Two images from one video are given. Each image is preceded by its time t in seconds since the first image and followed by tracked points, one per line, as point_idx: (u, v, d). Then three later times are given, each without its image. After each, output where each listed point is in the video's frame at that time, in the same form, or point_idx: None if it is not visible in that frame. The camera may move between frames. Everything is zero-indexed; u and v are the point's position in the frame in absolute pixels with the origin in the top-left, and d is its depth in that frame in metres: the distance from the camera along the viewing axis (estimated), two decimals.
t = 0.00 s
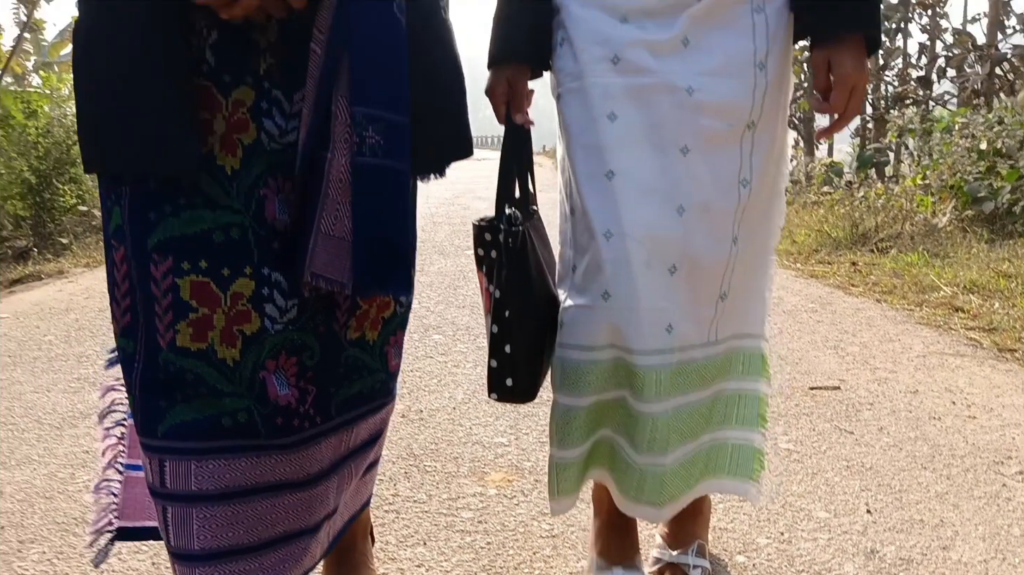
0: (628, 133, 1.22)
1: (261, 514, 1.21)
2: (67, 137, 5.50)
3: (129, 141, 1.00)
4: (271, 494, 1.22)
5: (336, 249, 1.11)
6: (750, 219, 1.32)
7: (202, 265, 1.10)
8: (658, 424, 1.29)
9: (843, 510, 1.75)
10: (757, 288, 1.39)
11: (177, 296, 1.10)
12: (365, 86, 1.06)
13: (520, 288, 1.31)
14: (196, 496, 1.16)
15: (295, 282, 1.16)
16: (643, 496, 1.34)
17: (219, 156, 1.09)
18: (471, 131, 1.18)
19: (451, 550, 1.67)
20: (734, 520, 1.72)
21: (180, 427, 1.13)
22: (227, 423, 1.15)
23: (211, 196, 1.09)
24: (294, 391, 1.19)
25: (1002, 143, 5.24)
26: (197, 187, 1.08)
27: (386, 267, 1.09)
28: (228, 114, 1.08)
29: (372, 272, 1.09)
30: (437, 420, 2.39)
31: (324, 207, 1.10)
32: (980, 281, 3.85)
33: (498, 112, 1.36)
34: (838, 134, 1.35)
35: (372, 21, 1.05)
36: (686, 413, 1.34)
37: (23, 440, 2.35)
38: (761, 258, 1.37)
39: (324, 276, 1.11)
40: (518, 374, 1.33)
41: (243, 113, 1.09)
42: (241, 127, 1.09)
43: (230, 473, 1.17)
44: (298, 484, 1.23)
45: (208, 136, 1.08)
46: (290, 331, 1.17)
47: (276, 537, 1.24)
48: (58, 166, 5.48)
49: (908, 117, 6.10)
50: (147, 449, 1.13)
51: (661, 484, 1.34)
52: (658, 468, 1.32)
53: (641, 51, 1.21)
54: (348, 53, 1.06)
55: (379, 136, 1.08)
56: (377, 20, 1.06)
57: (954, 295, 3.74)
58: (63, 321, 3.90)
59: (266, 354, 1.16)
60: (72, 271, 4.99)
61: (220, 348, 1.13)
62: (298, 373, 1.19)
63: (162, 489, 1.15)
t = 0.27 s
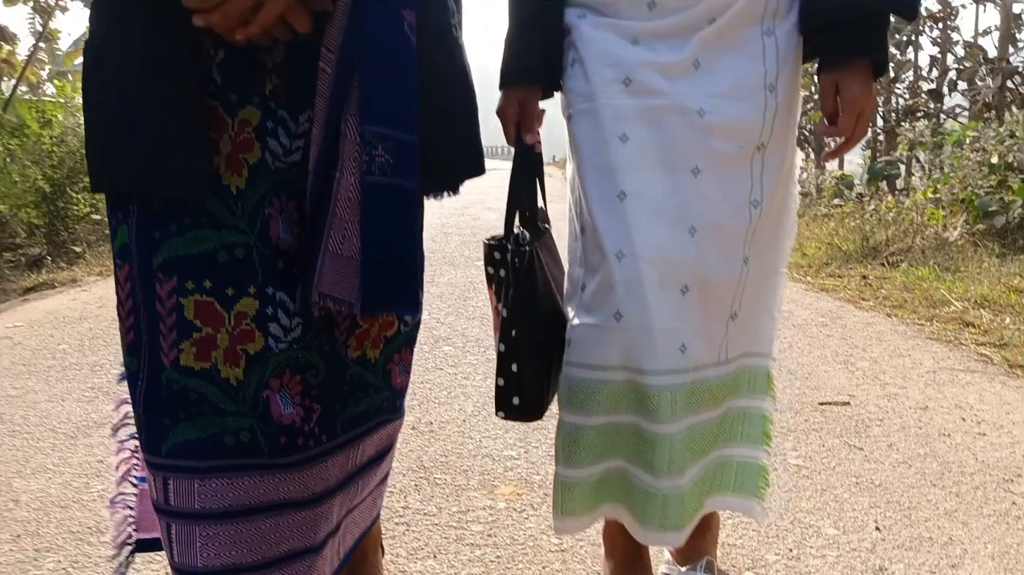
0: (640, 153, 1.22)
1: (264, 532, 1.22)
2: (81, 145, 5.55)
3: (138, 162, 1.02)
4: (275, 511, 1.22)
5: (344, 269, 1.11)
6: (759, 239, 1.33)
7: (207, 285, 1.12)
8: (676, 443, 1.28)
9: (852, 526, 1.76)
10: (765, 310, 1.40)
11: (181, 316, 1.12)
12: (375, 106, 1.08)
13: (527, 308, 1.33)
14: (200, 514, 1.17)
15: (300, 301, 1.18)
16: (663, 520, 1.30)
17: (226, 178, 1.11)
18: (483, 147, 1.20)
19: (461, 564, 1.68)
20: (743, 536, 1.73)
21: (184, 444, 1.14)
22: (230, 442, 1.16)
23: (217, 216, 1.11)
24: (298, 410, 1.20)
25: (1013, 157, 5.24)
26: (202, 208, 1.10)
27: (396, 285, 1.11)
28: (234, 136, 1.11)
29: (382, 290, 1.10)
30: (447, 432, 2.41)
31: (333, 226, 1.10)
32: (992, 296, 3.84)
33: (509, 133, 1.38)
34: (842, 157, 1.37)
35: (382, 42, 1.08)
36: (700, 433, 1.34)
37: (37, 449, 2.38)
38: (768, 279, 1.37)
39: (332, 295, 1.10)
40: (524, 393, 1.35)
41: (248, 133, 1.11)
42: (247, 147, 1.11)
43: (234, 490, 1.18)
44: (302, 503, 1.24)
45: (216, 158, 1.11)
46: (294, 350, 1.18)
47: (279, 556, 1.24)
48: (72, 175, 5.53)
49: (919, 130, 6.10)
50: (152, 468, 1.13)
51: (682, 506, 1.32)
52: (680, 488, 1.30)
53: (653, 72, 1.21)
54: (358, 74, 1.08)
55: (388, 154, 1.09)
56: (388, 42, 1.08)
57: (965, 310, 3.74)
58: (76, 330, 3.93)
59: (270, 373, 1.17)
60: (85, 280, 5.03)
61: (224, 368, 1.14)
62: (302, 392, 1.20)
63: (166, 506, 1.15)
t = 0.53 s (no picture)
0: (654, 176, 1.24)
1: (274, 553, 1.19)
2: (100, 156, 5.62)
3: (153, 187, 1.01)
4: (286, 532, 1.20)
5: (355, 292, 1.08)
6: (771, 260, 1.34)
7: (216, 307, 1.10)
8: (694, 465, 1.28)
9: (864, 543, 1.76)
10: (778, 330, 1.41)
11: (191, 337, 1.10)
12: (389, 125, 1.05)
13: (539, 330, 1.35)
14: (208, 534, 1.14)
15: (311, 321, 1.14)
16: (682, 546, 1.28)
17: (235, 200, 1.09)
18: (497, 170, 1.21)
19: None
20: (755, 552, 1.74)
21: (192, 466, 1.11)
22: (239, 463, 1.14)
23: (227, 238, 1.09)
24: (307, 431, 1.17)
25: None
26: (212, 228, 1.09)
27: (407, 309, 1.07)
28: (246, 157, 1.09)
29: (392, 314, 1.07)
30: (460, 444, 2.43)
31: (344, 247, 1.07)
32: (1006, 311, 3.83)
33: (524, 154, 1.41)
34: (850, 177, 1.39)
35: (397, 62, 1.06)
36: (716, 454, 1.34)
37: (58, 458, 2.42)
38: (780, 299, 1.39)
39: (344, 317, 1.08)
40: (535, 414, 1.36)
41: (260, 154, 1.09)
42: (258, 168, 1.09)
43: (243, 511, 1.16)
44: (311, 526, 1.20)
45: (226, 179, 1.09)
46: (304, 370, 1.16)
47: None
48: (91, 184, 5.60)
49: (933, 144, 6.09)
50: (160, 487, 1.11)
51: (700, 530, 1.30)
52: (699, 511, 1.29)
53: (667, 96, 1.23)
54: (370, 92, 1.05)
55: (401, 174, 1.06)
56: (402, 61, 1.06)
57: (979, 325, 3.73)
58: (95, 339, 3.99)
59: (280, 394, 1.14)
60: (103, 289, 5.10)
61: (233, 390, 1.12)
62: (312, 413, 1.17)
63: (174, 526, 1.13)
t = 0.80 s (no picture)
0: (669, 200, 1.25)
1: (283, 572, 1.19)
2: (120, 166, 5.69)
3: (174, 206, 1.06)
4: (294, 551, 1.19)
5: (367, 313, 1.07)
6: (784, 282, 1.35)
7: (228, 328, 1.10)
8: (709, 485, 1.29)
9: (877, 558, 1.77)
10: (791, 348, 1.42)
11: (203, 358, 1.11)
12: (405, 146, 1.07)
13: (552, 352, 1.37)
14: (218, 552, 1.15)
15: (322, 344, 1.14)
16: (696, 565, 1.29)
17: (248, 223, 1.09)
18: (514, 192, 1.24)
19: None
20: (766, 566, 1.74)
21: (202, 485, 1.12)
22: (247, 483, 1.14)
23: (240, 260, 1.10)
24: (316, 452, 1.17)
25: None
26: (225, 250, 1.09)
27: (422, 327, 1.09)
28: (260, 180, 1.09)
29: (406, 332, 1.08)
30: (474, 455, 2.44)
31: (357, 269, 1.06)
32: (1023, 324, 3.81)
33: (540, 174, 1.44)
34: (859, 200, 1.40)
35: (411, 87, 1.08)
36: (732, 474, 1.35)
37: (78, 467, 2.46)
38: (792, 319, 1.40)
39: (357, 338, 1.06)
40: (547, 434, 1.38)
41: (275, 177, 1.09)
42: (273, 192, 1.09)
43: (251, 531, 1.15)
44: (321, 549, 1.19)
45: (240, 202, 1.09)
46: (314, 392, 1.15)
47: None
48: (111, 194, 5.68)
49: (949, 155, 6.07)
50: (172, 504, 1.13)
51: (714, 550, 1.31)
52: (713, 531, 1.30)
53: (682, 120, 1.24)
54: (388, 112, 1.07)
55: (416, 193, 1.08)
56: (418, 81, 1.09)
57: (996, 338, 3.71)
58: (115, 348, 4.04)
59: (290, 415, 1.14)
60: (122, 298, 5.16)
61: (242, 411, 1.12)
62: (321, 434, 1.17)
63: (185, 543, 1.14)
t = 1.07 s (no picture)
0: (681, 218, 1.26)
1: None
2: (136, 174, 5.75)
3: (187, 224, 1.05)
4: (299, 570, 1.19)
5: (375, 329, 1.10)
6: (795, 299, 1.36)
7: (237, 347, 1.11)
8: (720, 501, 1.30)
9: (887, 569, 1.78)
10: (799, 366, 1.43)
11: (211, 376, 1.11)
12: (414, 165, 1.08)
13: (562, 371, 1.38)
14: (224, 570, 1.14)
15: (329, 365, 1.15)
16: None
17: (259, 242, 1.11)
18: (528, 208, 1.26)
19: None
20: None
21: (209, 503, 1.12)
22: (253, 502, 1.14)
23: (251, 279, 1.11)
24: (324, 473, 1.17)
25: None
26: (236, 269, 1.10)
27: (430, 345, 1.10)
28: (271, 201, 1.11)
29: (414, 349, 1.09)
30: (486, 464, 2.46)
31: (367, 286, 1.09)
32: None
33: (554, 191, 1.45)
34: (870, 217, 1.43)
35: (422, 105, 1.09)
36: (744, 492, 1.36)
37: (95, 473, 2.49)
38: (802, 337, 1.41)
39: (366, 355, 1.09)
40: (555, 450, 1.40)
41: (287, 199, 1.11)
42: (285, 213, 1.11)
43: (257, 549, 1.15)
44: (327, 572, 1.18)
45: (251, 222, 1.10)
46: (321, 413, 1.16)
47: None
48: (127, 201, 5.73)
49: (963, 163, 6.05)
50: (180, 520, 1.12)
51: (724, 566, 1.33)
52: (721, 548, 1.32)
53: (695, 140, 1.26)
54: (396, 130, 1.09)
55: (424, 211, 1.09)
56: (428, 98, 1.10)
57: (1009, 348, 3.70)
58: (130, 354, 4.08)
59: (298, 437, 1.14)
60: (138, 304, 5.21)
61: (250, 431, 1.12)
62: (329, 455, 1.18)
63: (191, 559, 1.14)
